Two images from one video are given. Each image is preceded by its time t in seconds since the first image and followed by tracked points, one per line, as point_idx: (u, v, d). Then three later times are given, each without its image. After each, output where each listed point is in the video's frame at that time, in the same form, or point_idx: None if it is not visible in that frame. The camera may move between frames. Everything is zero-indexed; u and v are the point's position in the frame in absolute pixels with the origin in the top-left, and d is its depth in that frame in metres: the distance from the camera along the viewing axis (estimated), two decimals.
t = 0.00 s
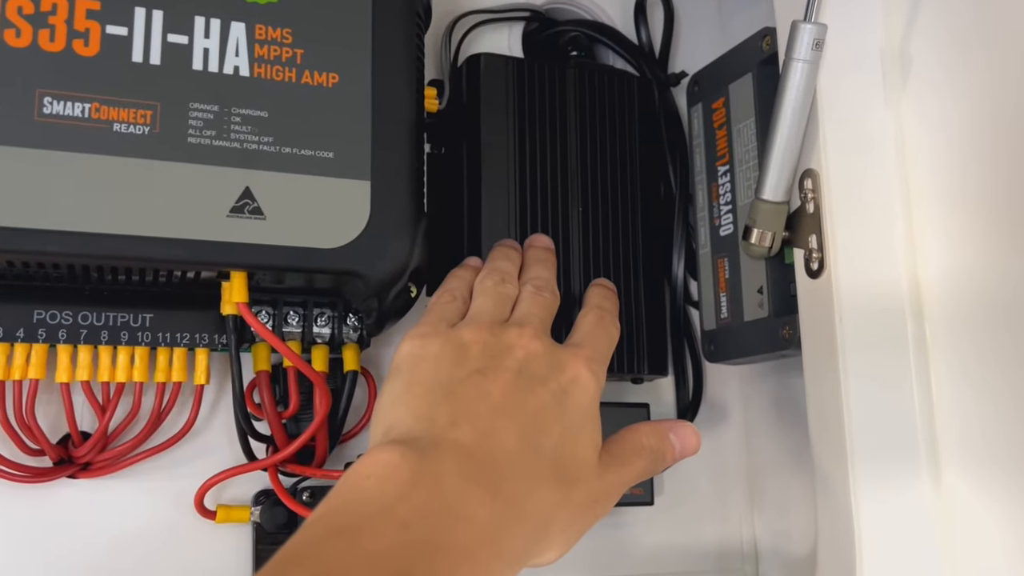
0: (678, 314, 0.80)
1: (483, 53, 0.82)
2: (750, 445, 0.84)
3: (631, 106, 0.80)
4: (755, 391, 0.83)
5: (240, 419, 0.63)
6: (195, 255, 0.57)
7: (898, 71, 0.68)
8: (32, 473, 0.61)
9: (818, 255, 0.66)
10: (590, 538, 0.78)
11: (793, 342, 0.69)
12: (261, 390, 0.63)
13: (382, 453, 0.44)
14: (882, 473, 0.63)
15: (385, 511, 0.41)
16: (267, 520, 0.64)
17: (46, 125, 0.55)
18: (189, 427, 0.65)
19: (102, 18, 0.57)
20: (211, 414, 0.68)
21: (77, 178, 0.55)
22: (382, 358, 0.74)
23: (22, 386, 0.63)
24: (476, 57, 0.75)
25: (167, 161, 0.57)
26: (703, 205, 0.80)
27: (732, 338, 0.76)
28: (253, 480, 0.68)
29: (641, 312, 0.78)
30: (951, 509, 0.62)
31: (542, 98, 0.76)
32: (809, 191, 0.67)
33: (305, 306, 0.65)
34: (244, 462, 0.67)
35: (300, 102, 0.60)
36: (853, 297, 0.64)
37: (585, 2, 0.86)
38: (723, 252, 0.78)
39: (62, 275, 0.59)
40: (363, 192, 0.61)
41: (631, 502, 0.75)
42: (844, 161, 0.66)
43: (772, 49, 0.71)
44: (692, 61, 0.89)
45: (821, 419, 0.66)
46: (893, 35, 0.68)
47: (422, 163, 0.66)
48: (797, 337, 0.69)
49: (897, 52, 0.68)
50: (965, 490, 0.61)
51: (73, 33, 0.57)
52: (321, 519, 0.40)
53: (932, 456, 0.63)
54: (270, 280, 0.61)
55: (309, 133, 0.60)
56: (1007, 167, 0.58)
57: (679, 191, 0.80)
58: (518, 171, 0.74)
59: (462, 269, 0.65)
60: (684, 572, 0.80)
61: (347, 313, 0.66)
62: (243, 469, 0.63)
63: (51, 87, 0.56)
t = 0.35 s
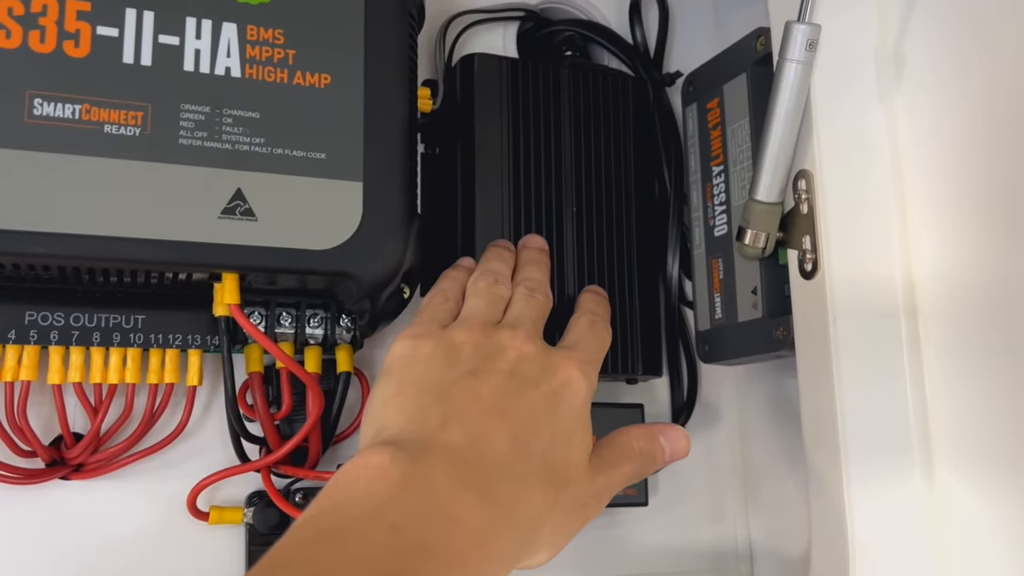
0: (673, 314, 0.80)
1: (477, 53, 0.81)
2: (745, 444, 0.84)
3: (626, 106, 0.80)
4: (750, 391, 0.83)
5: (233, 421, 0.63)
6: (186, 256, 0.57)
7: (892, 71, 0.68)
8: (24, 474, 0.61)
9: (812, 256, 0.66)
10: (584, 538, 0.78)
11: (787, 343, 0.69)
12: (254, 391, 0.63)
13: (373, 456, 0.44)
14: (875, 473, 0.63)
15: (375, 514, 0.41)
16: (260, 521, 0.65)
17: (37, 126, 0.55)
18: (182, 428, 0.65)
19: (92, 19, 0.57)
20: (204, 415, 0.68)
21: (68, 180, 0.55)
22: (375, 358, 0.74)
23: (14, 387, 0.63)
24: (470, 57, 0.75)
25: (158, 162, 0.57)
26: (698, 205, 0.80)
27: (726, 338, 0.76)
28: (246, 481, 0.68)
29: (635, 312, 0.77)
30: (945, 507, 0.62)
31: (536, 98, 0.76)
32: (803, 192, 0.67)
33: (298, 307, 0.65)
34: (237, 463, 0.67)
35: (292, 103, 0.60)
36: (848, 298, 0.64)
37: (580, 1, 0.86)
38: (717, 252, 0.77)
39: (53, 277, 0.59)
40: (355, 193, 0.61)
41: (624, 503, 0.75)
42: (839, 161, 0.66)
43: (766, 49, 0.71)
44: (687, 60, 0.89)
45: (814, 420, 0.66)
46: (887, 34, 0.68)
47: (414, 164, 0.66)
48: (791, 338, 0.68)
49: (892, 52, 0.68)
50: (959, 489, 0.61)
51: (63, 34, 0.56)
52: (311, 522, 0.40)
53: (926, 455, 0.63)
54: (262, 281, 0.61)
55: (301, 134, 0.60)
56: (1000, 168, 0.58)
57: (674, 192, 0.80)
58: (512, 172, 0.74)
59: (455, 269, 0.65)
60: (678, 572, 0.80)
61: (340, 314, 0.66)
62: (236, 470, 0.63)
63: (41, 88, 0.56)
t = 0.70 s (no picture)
0: (668, 319, 0.81)
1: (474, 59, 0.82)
2: (740, 449, 0.84)
3: (622, 111, 0.81)
4: (746, 395, 0.83)
5: (228, 427, 0.64)
6: (182, 263, 0.57)
7: (887, 78, 0.68)
8: (21, 479, 0.62)
9: (806, 263, 0.66)
10: (581, 543, 0.78)
11: (782, 350, 0.69)
12: (250, 397, 0.64)
13: (371, 458, 0.44)
14: (868, 477, 0.63)
15: (371, 517, 0.41)
16: (255, 526, 0.64)
17: (34, 134, 0.56)
18: (178, 433, 0.65)
19: (90, 28, 0.58)
20: (200, 420, 0.68)
21: (65, 188, 0.56)
22: (371, 363, 0.74)
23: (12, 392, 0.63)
24: (466, 63, 0.75)
25: (154, 170, 0.57)
26: (693, 211, 0.80)
27: (721, 343, 0.76)
28: (241, 486, 0.68)
29: (631, 317, 0.78)
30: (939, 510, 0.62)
31: (532, 104, 0.76)
32: (797, 199, 0.67)
33: (294, 313, 0.65)
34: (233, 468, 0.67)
35: (287, 110, 0.61)
36: (841, 304, 0.64)
37: (578, 7, 0.86)
38: (712, 257, 0.78)
39: (50, 283, 0.59)
40: (351, 200, 0.61)
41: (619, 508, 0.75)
42: (833, 168, 0.66)
43: (761, 55, 0.71)
44: (684, 64, 0.89)
45: (808, 426, 0.66)
46: (882, 40, 0.68)
47: (410, 170, 0.66)
48: (785, 344, 0.69)
49: (886, 59, 0.68)
50: (952, 492, 0.61)
51: (60, 43, 0.57)
52: (309, 525, 0.40)
53: (919, 459, 0.64)
54: (257, 288, 0.61)
55: (296, 142, 0.60)
56: (994, 174, 0.58)
57: (669, 197, 0.80)
58: (508, 178, 0.74)
59: (453, 272, 0.66)
60: None
61: (336, 319, 0.66)
62: (230, 476, 0.63)
63: (39, 97, 0.56)
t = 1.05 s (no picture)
0: (661, 323, 0.81)
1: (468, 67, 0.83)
2: (733, 451, 0.85)
3: (614, 118, 0.81)
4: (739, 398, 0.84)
5: (223, 431, 0.65)
6: (176, 270, 0.58)
7: (873, 85, 0.69)
8: (20, 482, 0.63)
9: (792, 269, 0.67)
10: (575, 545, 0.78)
11: (768, 354, 0.70)
12: (244, 401, 0.65)
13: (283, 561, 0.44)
14: (853, 478, 0.64)
15: None
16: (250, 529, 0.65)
17: (30, 144, 0.57)
18: (174, 437, 0.66)
19: (85, 39, 0.59)
20: (196, 424, 0.69)
21: (60, 196, 0.57)
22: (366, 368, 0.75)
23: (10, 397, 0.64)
24: (459, 71, 0.76)
25: (148, 178, 0.58)
26: (685, 217, 0.81)
27: (712, 347, 0.77)
28: (236, 489, 0.69)
29: (622, 321, 0.79)
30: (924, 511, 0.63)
31: (524, 112, 0.78)
32: (783, 205, 0.68)
33: (287, 319, 0.66)
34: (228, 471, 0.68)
35: (280, 120, 0.62)
36: (827, 309, 0.65)
37: (573, 15, 0.87)
38: (703, 262, 0.78)
39: (47, 290, 0.60)
40: (342, 207, 0.62)
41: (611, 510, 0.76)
42: (818, 175, 0.67)
43: (749, 63, 0.72)
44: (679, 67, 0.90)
45: (795, 429, 0.66)
46: (868, 49, 0.69)
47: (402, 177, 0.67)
48: (772, 348, 0.69)
49: (872, 66, 0.69)
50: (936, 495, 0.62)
51: (56, 54, 0.58)
52: None
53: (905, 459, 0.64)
54: (252, 294, 0.62)
55: (288, 150, 0.61)
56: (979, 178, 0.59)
57: (661, 203, 0.81)
58: (501, 184, 0.75)
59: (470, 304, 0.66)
60: None
61: (328, 325, 0.68)
62: (224, 479, 0.64)
63: (34, 107, 0.57)
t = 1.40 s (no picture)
0: (662, 327, 0.83)
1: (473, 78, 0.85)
2: (733, 452, 0.87)
3: (615, 128, 0.84)
4: (739, 400, 0.86)
5: (239, 430, 0.67)
6: (194, 277, 0.60)
7: (867, 95, 0.71)
8: (42, 481, 0.65)
9: (788, 274, 0.69)
10: (579, 543, 0.80)
11: (765, 356, 0.72)
12: (260, 403, 0.67)
13: None
14: (848, 476, 0.66)
15: None
16: (265, 525, 0.68)
17: (53, 156, 0.59)
18: (191, 437, 0.69)
19: (106, 55, 0.61)
20: (212, 425, 0.72)
21: (82, 206, 0.59)
22: (375, 370, 0.77)
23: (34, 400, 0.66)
24: (465, 83, 0.79)
25: (167, 189, 0.61)
26: (684, 223, 0.83)
27: (711, 350, 0.79)
28: (251, 487, 0.71)
29: (624, 325, 0.81)
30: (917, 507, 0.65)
31: (529, 122, 0.80)
32: (779, 213, 0.70)
33: (300, 322, 0.68)
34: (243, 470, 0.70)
35: (293, 132, 0.64)
36: (822, 313, 0.67)
37: (574, 26, 0.89)
38: (703, 268, 0.80)
39: (70, 295, 0.62)
40: (353, 215, 0.65)
41: (614, 509, 0.78)
42: (812, 183, 0.69)
43: (747, 75, 0.75)
44: (679, 72, 0.92)
45: (791, 430, 0.68)
46: (861, 62, 0.71)
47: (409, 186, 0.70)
48: (769, 351, 0.72)
49: (866, 78, 0.71)
50: (930, 493, 0.64)
51: (78, 70, 0.60)
52: None
53: (897, 457, 0.67)
54: (266, 299, 0.64)
55: (301, 160, 0.64)
56: (972, 186, 0.61)
57: (662, 209, 0.83)
58: (506, 192, 0.78)
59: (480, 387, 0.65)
60: None
61: (340, 328, 0.69)
62: (239, 478, 0.66)
63: (58, 121, 0.59)
